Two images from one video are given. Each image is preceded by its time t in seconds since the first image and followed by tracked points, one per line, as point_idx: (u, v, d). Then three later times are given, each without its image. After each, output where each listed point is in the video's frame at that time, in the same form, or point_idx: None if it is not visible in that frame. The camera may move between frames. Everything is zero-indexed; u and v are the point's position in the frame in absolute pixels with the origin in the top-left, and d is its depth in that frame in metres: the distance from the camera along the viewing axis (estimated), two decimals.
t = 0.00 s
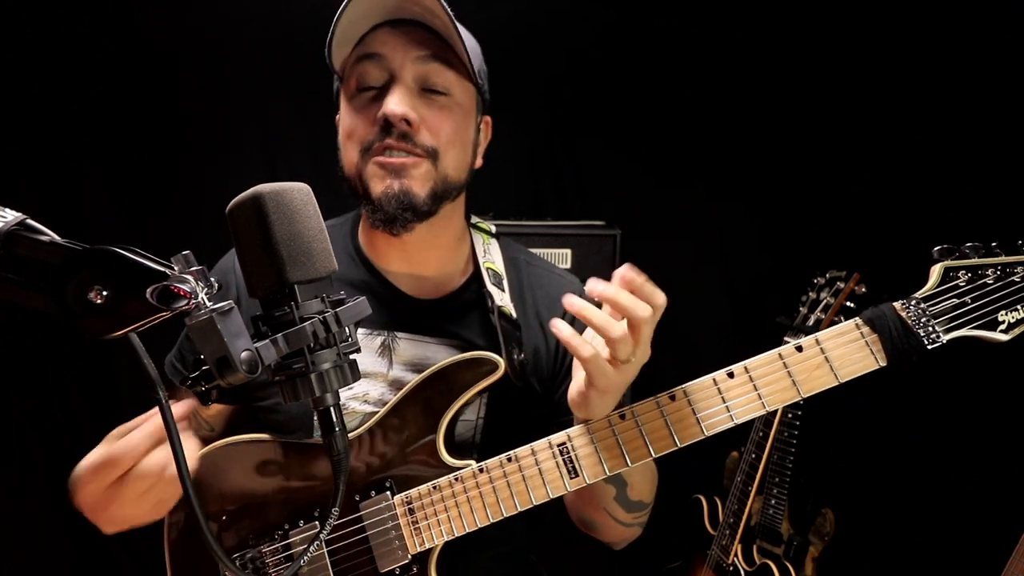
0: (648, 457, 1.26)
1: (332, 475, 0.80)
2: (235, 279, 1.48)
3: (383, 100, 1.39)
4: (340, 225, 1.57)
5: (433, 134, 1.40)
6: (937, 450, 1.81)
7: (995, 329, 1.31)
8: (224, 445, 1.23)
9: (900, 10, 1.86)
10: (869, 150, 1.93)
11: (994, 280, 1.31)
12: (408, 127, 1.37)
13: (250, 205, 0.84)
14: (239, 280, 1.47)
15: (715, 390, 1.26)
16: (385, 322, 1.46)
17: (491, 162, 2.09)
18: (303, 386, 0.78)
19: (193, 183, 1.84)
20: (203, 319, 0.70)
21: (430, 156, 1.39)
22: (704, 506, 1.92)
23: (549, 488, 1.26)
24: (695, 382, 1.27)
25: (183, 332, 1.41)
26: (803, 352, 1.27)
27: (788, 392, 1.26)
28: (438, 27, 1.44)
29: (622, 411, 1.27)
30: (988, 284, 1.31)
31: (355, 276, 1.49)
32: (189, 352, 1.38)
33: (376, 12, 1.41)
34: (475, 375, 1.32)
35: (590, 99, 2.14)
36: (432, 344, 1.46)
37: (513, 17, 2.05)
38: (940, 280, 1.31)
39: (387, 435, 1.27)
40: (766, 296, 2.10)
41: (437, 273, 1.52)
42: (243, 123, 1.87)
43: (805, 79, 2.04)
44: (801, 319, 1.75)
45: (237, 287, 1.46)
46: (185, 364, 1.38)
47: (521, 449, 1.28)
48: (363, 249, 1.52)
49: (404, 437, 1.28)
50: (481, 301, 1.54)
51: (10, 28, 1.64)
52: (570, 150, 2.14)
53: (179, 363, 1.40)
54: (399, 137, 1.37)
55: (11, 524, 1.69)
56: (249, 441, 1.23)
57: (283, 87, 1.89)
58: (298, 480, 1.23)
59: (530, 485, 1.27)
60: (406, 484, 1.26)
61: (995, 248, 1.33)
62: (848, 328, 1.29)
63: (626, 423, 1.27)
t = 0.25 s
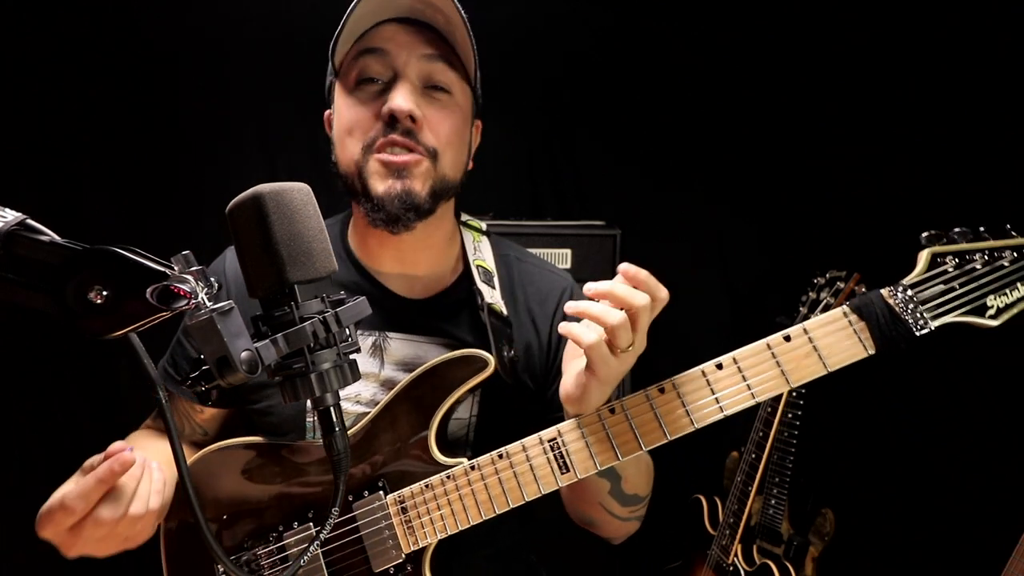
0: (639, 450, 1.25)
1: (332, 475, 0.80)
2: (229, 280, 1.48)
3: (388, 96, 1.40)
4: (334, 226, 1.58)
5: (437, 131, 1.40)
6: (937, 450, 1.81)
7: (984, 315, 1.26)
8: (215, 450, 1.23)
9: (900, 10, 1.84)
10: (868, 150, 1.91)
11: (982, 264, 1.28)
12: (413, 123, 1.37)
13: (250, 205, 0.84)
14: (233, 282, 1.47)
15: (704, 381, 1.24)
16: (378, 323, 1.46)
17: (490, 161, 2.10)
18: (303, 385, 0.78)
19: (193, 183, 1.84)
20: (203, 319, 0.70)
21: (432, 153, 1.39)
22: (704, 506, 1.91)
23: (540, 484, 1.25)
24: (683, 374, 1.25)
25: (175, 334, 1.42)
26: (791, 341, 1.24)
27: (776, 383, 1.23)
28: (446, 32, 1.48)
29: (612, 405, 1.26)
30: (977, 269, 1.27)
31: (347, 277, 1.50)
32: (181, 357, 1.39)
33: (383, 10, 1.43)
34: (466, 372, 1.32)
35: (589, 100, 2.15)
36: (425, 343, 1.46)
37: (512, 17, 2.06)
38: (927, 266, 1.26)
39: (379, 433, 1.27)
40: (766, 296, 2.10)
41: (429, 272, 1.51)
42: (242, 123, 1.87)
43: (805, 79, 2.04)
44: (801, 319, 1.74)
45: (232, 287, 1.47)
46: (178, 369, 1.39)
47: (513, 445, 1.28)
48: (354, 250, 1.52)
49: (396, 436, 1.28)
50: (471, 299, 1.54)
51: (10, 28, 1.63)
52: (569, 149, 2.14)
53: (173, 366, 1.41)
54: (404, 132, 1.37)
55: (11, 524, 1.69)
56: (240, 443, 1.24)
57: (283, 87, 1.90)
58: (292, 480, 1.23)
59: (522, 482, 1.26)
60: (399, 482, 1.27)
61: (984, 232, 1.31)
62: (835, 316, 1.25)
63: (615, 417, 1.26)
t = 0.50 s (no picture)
0: (630, 448, 1.25)
1: (332, 475, 0.80)
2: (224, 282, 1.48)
3: (390, 103, 1.40)
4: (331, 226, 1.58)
5: (438, 140, 1.42)
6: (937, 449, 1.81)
7: (977, 306, 1.27)
8: (205, 458, 1.23)
9: (900, 10, 1.84)
10: (869, 150, 1.91)
11: (974, 255, 1.28)
12: (414, 134, 1.39)
13: (250, 205, 0.84)
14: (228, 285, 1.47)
15: (696, 378, 1.24)
16: (375, 324, 1.47)
17: (490, 162, 2.09)
18: (303, 385, 0.78)
19: (193, 184, 1.84)
20: (204, 319, 0.70)
21: (433, 162, 1.42)
22: (704, 506, 1.91)
23: (534, 484, 1.26)
24: (676, 370, 1.24)
25: (167, 335, 1.42)
26: (782, 336, 1.24)
27: (768, 378, 1.24)
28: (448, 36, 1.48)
29: (604, 403, 1.25)
30: (969, 260, 1.28)
31: (342, 278, 1.49)
32: (175, 361, 1.39)
33: (388, 13, 1.41)
34: (459, 373, 1.32)
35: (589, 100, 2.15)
36: (421, 344, 1.47)
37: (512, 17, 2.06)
38: (919, 258, 1.28)
39: (374, 435, 1.27)
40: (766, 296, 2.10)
41: (425, 274, 1.51)
42: (242, 123, 1.87)
43: (805, 79, 2.03)
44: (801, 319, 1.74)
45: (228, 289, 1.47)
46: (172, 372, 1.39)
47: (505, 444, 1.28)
48: (349, 251, 1.52)
49: (392, 437, 1.28)
50: (465, 300, 1.54)
51: (10, 28, 1.65)
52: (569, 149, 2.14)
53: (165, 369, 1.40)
54: (405, 143, 1.39)
55: (11, 524, 1.69)
56: (236, 447, 1.24)
57: (283, 87, 1.89)
58: (289, 483, 1.23)
59: (515, 481, 1.26)
60: (394, 483, 1.27)
61: (977, 223, 1.31)
62: (826, 310, 1.26)
63: (608, 415, 1.25)
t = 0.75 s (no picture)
0: (635, 449, 1.24)
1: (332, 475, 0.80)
2: (226, 281, 1.49)
3: (395, 106, 1.40)
4: (333, 226, 1.58)
5: (443, 143, 1.42)
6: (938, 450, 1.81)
7: (978, 310, 1.27)
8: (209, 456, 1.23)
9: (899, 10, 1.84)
10: (869, 150, 1.91)
11: (976, 259, 1.28)
12: (420, 137, 1.39)
13: (250, 205, 0.84)
14: (228, 284, 1.48)
15: (701, 380, 1.24)
16: (378, 324, 1.47)
17: (491, 162, 2.09)
18: (303, 386, 0.78)
19: (193, 184, 1.84)
20: (204, 319, 0.70)
21: (437, 164, 1.42)
22: (704, 506, 1.91)
23: (538, 483, 1.25)
24: (680, 373, 1.25)
25: (168, 332, 1.42)
26: (786, 338, 1.24)
27: (773, 381, 1.23)
28: (452, 42, 1.49)
29: (609, 404, 1.25)
30: (971, 264, 1.27)
31: (344, 278, 1.50)
32: (176, 360, 1.39)
33: (394, 18, 1.41)
34: (462, 372, 1.33)
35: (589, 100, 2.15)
36: (424, 345, 1.46)
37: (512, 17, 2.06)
38: (921, 262, 1.27)
39: (378, 435, 1.28)
40: (766, 296, 2.10)
41: (427, 274, 1.52)
42: (242, 123, 1.87)
43: (805, 79, 2.03)
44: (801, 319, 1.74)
45: (229, 288, 1.47)
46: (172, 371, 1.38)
47: (510, 444, 1.27)
48: (352, 251, 1.52)
49: (395, 437, 1.28)
50: (469, 302, 1.53)
51: (10, 28, 1.65)
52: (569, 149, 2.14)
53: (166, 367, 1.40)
54: (410, 145, 1.39)
55: (11, 524, 1.69)
56: (237, 446, 1.24)
57: (283, 87, 1.89)
58: (292, 482, 1.23)
59: (519, 481, 1.25)
60: (398, 483, 1.27)
61: (977, 228, 1.29)
62: (830, 313, 1.25)
63: (612, 416, 1.25)
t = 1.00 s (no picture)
0: (637, 446, 1.25)
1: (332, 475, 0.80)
2: (229, 278, 1.48)
3: (414, 105, 1.40)
4: (336, 223, 1.57)
5: (457, 146, 1.42)
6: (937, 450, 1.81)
7: (976, 306, 1.27)
8: (211, 455, 1.23)
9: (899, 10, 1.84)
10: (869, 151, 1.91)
11: (973, 256, 1.29)
12: (435, 139, 1.39)
13: (250, 205, 0.84)
14: (231, 280, 1.48)
15: (701, 376, 1.25)
16: (380, 322, 1.47)
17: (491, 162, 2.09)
18: (303, 386, 0.78)
19: (193, 184, 1.84)
20: (203, 319, 0.70)
21: (450, 167, 1.42)
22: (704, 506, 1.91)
23: (540, 481, 1.26)
24: (681, 369, 1.25)
25: (169, 328, 1.41)
26: (786, 335, 1.25)
27: (772, 377, 1.24)
28: (473, 46, 1.49)
29: (610, 401, 1.26)
30: (968, 261, 1.28)
31: (349, 274, 1.49)
32: (179, 356, 1.38)
33: (420, 19, 1.41)
34: (463, 371, 1.32)
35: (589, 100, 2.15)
36: (426, 343, 1.47)
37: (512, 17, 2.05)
38: (920, 258, 1.28)
39: (377, 434, 1.27)
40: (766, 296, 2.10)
41: (431, 273, 1.51)
42: (242, 124, 1.87)
43: (805, 80, 2.03)
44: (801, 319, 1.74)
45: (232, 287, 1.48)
46: (175, 366, 1.38)
47: (512, 441, 1.28)
48: (356, 247, 1.51)
49: (395, 436, 1.28)
50: (471, 299, 1.53)
51: (10, 28, 1.66)
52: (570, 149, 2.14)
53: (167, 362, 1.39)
54: (425, 146, 1.39)
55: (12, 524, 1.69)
56: (240, 446, 1.24)
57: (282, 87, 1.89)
58: (293, 482, 1.23)
59: (521, 479, 1.26)
60: (399, 482, 1.27)
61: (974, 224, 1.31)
62: (829, 309, 1.26)
63: (614, 414, 1.25)
